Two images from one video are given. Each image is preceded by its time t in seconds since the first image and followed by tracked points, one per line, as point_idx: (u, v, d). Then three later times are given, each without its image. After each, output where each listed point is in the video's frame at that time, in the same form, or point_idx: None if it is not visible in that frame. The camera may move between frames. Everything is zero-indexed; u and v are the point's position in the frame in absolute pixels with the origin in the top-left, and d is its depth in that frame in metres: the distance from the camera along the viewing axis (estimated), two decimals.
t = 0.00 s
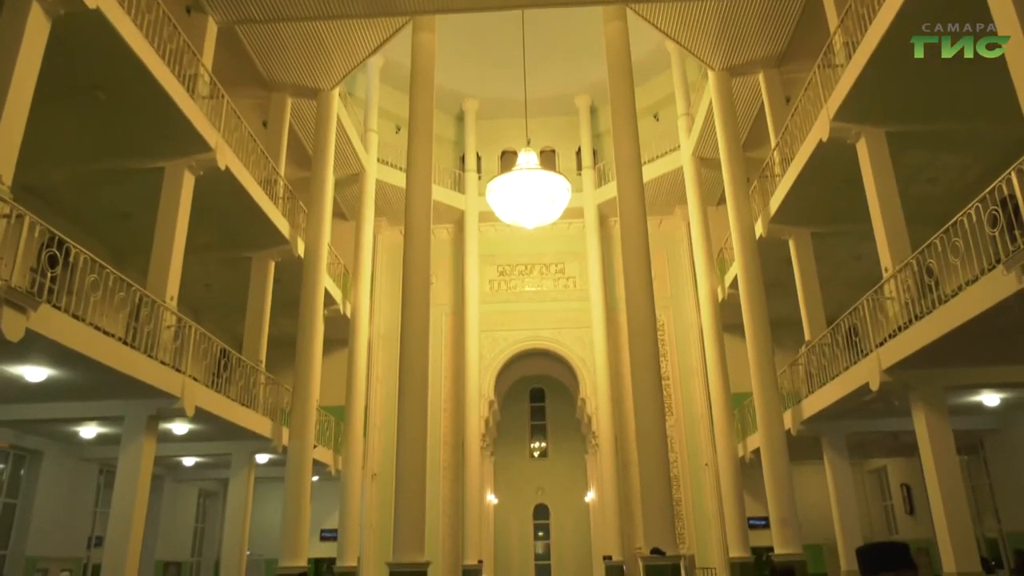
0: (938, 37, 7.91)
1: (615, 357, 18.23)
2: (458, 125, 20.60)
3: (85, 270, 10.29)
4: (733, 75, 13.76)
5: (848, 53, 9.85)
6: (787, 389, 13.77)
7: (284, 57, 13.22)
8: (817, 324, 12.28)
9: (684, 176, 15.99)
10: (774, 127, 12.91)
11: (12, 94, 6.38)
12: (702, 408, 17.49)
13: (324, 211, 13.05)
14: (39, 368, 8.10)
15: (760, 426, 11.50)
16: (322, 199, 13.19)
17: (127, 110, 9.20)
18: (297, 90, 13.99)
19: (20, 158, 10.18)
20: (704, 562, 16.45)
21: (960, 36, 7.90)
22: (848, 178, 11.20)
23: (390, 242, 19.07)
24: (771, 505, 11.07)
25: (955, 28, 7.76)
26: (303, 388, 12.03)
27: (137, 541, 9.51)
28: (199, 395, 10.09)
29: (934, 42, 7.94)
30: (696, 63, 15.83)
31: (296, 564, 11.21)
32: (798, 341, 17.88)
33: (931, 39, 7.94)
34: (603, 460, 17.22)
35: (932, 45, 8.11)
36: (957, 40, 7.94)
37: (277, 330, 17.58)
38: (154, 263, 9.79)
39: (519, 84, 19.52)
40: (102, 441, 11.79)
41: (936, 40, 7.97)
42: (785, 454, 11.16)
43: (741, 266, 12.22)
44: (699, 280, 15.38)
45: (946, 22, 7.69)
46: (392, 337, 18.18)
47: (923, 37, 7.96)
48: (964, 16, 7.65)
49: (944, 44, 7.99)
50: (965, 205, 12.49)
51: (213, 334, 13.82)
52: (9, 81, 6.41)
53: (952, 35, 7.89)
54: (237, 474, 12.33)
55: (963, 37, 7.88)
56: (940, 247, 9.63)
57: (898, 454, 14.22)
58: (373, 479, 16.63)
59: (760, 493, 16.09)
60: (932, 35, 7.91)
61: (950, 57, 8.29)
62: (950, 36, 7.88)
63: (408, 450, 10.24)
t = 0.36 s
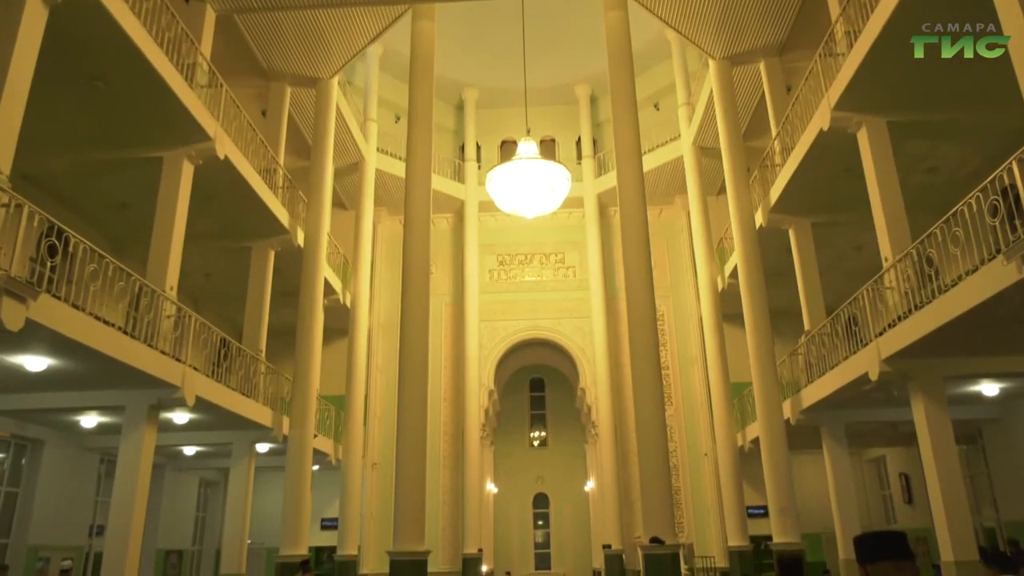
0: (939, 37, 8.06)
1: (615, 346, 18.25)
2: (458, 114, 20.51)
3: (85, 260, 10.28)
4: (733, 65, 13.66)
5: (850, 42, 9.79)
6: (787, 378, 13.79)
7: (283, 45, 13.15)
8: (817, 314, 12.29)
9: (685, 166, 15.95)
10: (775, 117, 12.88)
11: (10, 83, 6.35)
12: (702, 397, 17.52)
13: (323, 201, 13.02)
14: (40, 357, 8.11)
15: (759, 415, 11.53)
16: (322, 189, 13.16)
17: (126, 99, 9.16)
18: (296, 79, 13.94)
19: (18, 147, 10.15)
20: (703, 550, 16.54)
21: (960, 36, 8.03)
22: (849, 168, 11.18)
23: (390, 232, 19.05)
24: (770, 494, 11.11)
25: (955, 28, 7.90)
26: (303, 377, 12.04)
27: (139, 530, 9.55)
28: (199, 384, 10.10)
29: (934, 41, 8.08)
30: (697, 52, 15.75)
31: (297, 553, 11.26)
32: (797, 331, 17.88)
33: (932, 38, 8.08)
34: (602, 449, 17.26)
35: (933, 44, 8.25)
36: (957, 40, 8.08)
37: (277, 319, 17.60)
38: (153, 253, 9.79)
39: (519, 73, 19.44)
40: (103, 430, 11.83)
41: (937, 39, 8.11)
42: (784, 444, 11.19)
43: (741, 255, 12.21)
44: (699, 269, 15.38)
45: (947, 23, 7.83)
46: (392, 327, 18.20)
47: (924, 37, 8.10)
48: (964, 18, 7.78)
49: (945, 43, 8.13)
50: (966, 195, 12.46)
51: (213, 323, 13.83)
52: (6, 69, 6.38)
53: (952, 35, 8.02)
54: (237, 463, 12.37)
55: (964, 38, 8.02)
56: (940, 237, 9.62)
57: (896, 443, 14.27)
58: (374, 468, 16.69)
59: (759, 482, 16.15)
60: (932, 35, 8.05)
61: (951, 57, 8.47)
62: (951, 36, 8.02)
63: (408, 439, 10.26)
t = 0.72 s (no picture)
0: (939, 38, 8.22)
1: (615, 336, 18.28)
2: (458, 104, 20.43)
3: (85, 249, 10.28)
4: (734, 54, 13.61)
5: (851, 30, 9.72)
6: (786, 368, 13.80)
7: (282, 33, 13.08)
8: (817, 304, 12.29)
9: (685, 155, 15.91)
10: (776, 106, 12.83)
11: (7, 71, 6.32)
12: (701, 386, 17.55)
13: (323, 191, 12.98)
14: (40, 347, 8.12)
15: (758, 405, 11.55)
16: (321, 179, 13.12)
17: (124, 87, 9.12)
18: (295, 68, 13.87)
19: (17, 137, 10.13)
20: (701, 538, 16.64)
21: (960, 36, 8.20)
22: (850, 157, 11.15)
23: (390, 222, 19.03)
24: (768, 483, 11.16)
25: (956, 30, 8.07)
26: (303, 367, 12.05)
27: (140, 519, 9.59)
28: (199, 374, 10.11)
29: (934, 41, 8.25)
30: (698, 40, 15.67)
31: (298, 541, 11.31)
32: (797, 321, 17.89)
33: (932, 38, 8.25)
34: (602, 438, 17.31)
35: (932, 44, 8.42)
36: (957, 40, 8.25)
37: (277, 309, 17.61)
38: (152, 242, 9.78)
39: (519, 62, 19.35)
40: (103, 419, 11.86)
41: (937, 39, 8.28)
42: (783, 433, 11.21)
43: (741, 245, 12.20)
44: (699, 259, 15.38)
45: (947, 24, 8.00)
46: (392, 316, 18.22)
47: (924, 37, 8.28)
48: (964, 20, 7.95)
49: (944, 42, 8.30)
50: (967, 185, 12.43)
51: (213, 313, 13.85)
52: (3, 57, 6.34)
53: (952, 36, 8.18)
54: (238, 452, 12.40)
55: (964, 39, 8.20)
56: (940, 226, 9.60)
57: (895, 433, 14.31)
58: (374, 458, 16.74)
59: (758, 471, 16.22)
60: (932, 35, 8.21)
61: (951, 57, 8.63)
62: (952, 36, 8.19)
63: (408, 428, 10.29)
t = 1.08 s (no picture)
0: (941, 38, 8.39)
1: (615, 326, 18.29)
2: (457, 93, 20.35)
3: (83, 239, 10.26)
4: (735, 43, 13.54)
5: (853, 19, 9.67)
6: (785, 358, 13.81)
7: (280, 21, 13.01)
8: (817, 294, 12.29)
9: (685, 145, 15.86)
10: (777, 96, 12.78)
11: (4, 61, 6.28)
12: (701, 376, 17.58)
13: (322, 181, 12.95)
14: (40, 337, 8.12)
15: (758, 395, 11.57)
16: (320, 169, 13.09)
17: (122, 76, 9.08)
18: (294, 57, 13.80)
19: (15, 126, 10.09)
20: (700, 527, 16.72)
21: (959, 37, 8.39)
22: (850, 147, 11.12)
23: (389, 211, 19.00)
24: (767, 473, 11.20)
25: (957, 30, 8.27)
26: (303, 357, 12.07)
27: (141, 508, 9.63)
28: (199, 364, 10.12)
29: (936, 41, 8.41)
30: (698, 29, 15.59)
31: (299, 531, 11.36)
32: (797, 311, 17.89)
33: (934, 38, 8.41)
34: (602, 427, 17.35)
35: (931, 45, 8.61)
36: (957, 40, 8.43)
37: (277, 299, 17.62)
38: (152, 232, 9.77)
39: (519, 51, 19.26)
40: (104, 409, 11.88)
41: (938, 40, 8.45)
42: (782, 423, 11.23)
43: (741, 235, 12.19)
44: (698, 249, 15.36)
45: (951, 23, 8.16)
46: (392, 306, 18.23)
47: (925, 37, 8.44)
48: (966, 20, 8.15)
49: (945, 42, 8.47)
50: (968, 175, 12.41)
51: (213, 303, 13.85)
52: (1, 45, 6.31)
53: (953, 37, 8.36)
54: (239, 442, 12.43)
55: (965, 39, 8.39)
56: (941, 217, 9.59)
57: (894, 423, 14.35)
58: (374, 447, 16.78)
59: (757, 460, 16.26)
60: (934, 35, 8.38)
61: (950, 57, 8.80)
62: (954, 37, 8.36)
63: (408, 417, 10.31)
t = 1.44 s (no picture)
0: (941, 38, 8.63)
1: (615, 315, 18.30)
2: (457, 81, 20.26)
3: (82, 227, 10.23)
4: (736, 31, 13.46)
5: (855, 6, 9.61)
6: (785, 347, 13.82)
7: (279, 9, 12.92)
8: (817, 284, 12.29)
9: (685, 133, 15.80)
10: (779, 84, 12.73)
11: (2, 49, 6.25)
12: (701, 365, 17.60)
13: (322, 169, 12.92)
14: (40, 326, 8.13)
15: (757, 384, 11.59)
16: (319, 158, 13.06)
17: (120, 64, 9.03)
18: (292, 44, 13.72)
19: (13, 115, 10.06)
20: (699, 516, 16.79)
21: (959, 38, 8.64)
22: (852, 136, 11.08)
23: (389, 200, 18.97)
24: (766, 462, 11.24)
25: (956, 32, 8.52)
26: (303, 346, 12.08)
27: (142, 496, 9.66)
28: (199, 352, 10.13)
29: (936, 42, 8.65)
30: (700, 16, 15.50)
31: (300, 519, 11.41)
32: (796, 299, 17.90)
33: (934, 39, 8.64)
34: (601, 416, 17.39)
35: (931, 45, 8.85)
36: (957, 41, 8.69)
37: (277, 288, 17.62)
38: (151, 221, 9.75)
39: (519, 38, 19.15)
40: (104, 398, 11.89)
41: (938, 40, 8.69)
42: (782, 412, 11.25)
43: (741, 224, 12.17)
44: (699, 237, 15.33)
45: (953, 25, 8.40)
46: (392, 295, 18.23)
47: (926, 37, 8.66)
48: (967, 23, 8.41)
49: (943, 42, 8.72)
50: (969, 164, 12.37)
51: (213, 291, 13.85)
52: None
53: (952, 37, 8.61)
54: (239, 431, 12.46)
55: (964, 41, 8.65)
56: (941, 206, 9.57)
57: (893, 412, 14.38)
58: (374, 436, 16.83)
59: (756, 449, 16.31)
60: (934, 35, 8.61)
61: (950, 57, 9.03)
62: (953, 39, 8.61)
63: (408, 406, 10.33)
